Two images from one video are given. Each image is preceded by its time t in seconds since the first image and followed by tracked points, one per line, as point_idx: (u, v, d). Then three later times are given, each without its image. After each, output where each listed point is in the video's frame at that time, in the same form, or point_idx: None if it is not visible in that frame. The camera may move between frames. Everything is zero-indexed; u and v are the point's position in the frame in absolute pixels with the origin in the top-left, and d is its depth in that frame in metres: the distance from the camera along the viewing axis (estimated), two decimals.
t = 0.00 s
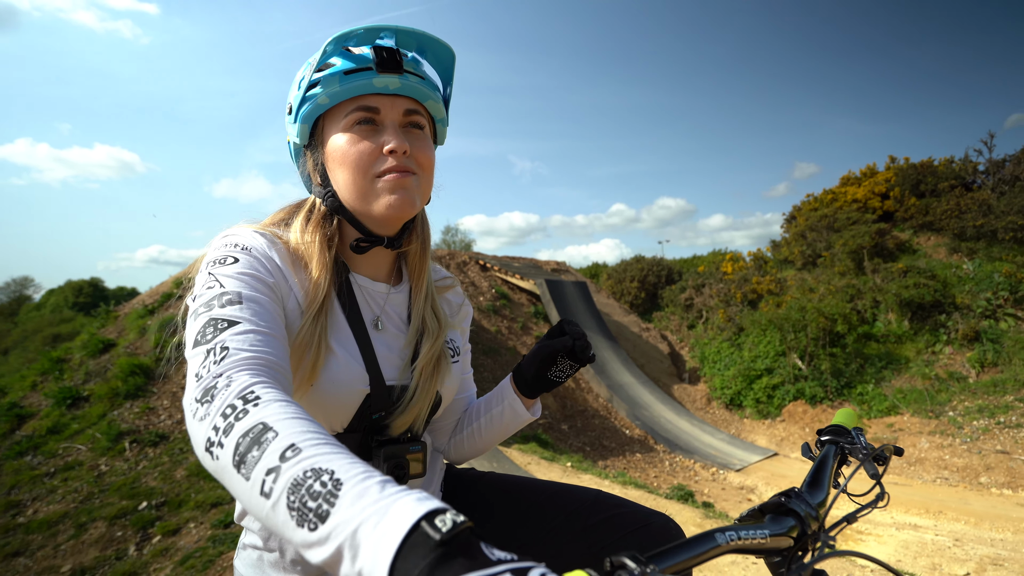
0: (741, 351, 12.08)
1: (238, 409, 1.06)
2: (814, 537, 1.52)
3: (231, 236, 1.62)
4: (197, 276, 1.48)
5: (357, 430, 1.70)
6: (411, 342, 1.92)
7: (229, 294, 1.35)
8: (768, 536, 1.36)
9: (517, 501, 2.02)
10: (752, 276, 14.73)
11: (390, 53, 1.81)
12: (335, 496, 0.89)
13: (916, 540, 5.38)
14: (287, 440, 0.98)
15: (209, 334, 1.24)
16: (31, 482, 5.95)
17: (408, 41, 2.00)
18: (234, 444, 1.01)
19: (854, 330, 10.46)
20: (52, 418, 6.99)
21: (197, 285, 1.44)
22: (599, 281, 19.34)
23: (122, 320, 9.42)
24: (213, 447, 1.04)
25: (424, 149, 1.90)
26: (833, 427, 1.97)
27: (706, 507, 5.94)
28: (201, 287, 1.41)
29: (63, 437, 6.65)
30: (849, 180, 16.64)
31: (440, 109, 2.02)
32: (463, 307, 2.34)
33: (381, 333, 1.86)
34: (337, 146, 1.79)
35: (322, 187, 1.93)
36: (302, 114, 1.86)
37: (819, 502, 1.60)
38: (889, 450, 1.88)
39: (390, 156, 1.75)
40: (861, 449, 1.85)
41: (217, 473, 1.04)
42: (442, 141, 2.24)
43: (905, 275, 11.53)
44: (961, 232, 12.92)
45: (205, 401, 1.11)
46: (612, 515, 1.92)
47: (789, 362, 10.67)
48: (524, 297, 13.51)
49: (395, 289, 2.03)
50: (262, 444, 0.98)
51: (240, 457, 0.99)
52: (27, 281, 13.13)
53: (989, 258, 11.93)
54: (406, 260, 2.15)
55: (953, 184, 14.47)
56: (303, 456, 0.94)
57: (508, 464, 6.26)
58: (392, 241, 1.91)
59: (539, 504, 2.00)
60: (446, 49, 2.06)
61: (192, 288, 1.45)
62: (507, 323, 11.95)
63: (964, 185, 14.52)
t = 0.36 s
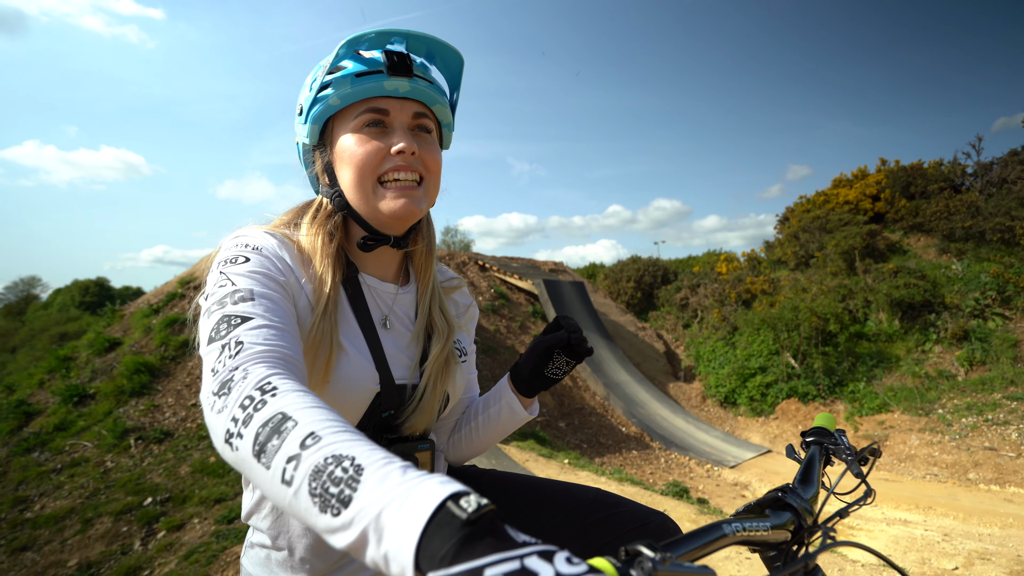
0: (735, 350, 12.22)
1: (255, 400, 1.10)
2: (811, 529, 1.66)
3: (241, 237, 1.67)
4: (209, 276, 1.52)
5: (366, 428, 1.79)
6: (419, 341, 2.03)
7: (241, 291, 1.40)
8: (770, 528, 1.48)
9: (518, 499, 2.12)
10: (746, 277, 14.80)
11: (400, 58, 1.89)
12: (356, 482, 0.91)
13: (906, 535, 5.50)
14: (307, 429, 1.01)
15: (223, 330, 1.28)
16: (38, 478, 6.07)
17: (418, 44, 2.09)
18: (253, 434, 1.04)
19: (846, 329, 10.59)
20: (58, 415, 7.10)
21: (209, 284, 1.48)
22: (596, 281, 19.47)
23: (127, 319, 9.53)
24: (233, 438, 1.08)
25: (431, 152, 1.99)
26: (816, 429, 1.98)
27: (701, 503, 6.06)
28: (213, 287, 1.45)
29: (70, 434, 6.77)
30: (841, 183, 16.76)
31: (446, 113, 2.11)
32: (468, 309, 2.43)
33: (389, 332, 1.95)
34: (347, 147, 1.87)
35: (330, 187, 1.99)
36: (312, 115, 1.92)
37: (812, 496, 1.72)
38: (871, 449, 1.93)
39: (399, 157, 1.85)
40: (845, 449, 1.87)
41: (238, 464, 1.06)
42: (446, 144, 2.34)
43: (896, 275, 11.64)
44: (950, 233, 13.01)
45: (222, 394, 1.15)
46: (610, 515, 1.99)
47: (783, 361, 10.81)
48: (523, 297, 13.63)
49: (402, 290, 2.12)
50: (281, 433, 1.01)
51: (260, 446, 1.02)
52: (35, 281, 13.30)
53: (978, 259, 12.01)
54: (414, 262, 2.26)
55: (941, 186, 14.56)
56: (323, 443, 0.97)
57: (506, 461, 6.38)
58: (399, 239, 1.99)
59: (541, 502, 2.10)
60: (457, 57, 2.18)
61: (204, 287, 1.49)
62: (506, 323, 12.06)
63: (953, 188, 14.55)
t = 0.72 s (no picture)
0: (727, 346, 12.44)
1: (267, 394, 1.07)
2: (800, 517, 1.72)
3: (245, 229, 1.69)
4: (215, 268, 1.51)
5: (364, 417, 1.82)
6: (418, 333, 2.06)
7: (247, 284, 1.39)
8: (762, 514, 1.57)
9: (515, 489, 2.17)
10: (738, 275, 14.97)
11: (403, 61, 1.95)
12: (369, 475, 0.90)
13: (891, 525, 5.69)
14: (319, 423, 0.99)
15: (232, 322, 1.27)
16: (44, 470, 6.20)
17: (419, 47, 2.17)
18: (266, 428, 1.02)
19: (834, 326, 10.80)
20: (64, 409, 7.22)
21: (216, 275, 1.47)
22: (591, 279, 19.67)
23: (131, 315, 9.64)
24: (244, 431, 1.06)
25: (431, 152, 2.06)
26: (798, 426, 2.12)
27: (692, 495, 6.22)
28: (220, 279, 1.43)
29: (75, 427, 6.89)
30: (830, 183, 16.96)
31: (445, 115, 2.19)
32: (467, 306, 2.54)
33: (389, 323, 1.99)
34: (349, 148, 1.90)
35: (332, 186, 2.03)
36: (315, 116, 1.95)
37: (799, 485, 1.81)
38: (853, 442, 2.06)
39: (402, 158, 1.90)
40: (825, 443, 2.00)
41: (249, 456, 1.04)
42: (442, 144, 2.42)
43: (882, 273, 11.86)
44: (935, 233, 13.12)
45: (233, 387, 1.13)
46: (606, 508, 2.01)
47: (772, 357, 11.05)
48: (519, 294, 13.78)
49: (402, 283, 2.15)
50: (294, 427, 0.99)
51: (273, 440, 1.00)
52: (40, 277, 13.45)
53: (961, 258, 12.17)
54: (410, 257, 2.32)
55: (927, 187, 14.81)
56: (336, 438, 0.96)
57: (503, 455, 6.52)
58: (399, 241, 2.05)
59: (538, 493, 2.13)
60: (457, 61, 2.28)
61: (211, 279, 1.47)
62: (503, 319, 12.20)
63: (938, 189, 14.88)
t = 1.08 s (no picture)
0: (719, 345, 12.57)
1: (278, 363, 1.16)
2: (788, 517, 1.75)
3: (262, 218, 1.77)
4: (231, 250, 1.59)
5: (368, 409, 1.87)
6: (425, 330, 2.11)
7: (263, 265, 1.48)
8: (748, 516, 1.59)
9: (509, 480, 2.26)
10: (729, 275, 15.06)
11: (414, 72, 2.03)
12: (363, 452, 0.96)
13: (878, 521, 5.80)
14: (324, 397, 1.06)
15: (247, 299, 1.35)
16: (44, 467, 6.26)
17: (428, 57, 2.26)
18: (272, 396, 1.10)
19: (823, 325, 10.94)
20: (64, 406, 7.29)
21: (231, 257, 1.55)
22: (585, 279, 19.77)
23: (131, 313, 9.69)
24: (252, 399, 1.13)
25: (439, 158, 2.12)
26: (788, 423, 2.15)
27: (684, 491, 6.33)
28: (236, 260, 1.51)
29: (75, 424, 6.95)
30: (820, 185, 17.07)
31: (452, 123, 2.28)
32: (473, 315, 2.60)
33: (395, 320, 2.03)
34: (361, 152, 1.98)
35: (342, 189, 2.08)
36: (328, 123, 2.03)
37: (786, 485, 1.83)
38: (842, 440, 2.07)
39: (412, 164, 1.96)
40: (815, 441, 2.03)
41: (252, 422, 1.12)
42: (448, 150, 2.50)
43: (871, 274, 12.00)
44: (922, 235, 13.15)
45: (247, 356, 1.21)
46: (595, 502, 2.11)
47: (763, 355, 11.21)
48: (515, 293, 13.89)
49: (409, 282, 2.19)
50: (300, 397, 1.07)
51: (277, 408, 1.08)
52: (39, 276, 13.49)
53: (948, 259, 12.30)
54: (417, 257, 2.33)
55: (915, 190, 14.90)
56: (338, 413, 1.02)
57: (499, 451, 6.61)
58: (408, 240, 2.11)
59: (531, 486, 2.23)
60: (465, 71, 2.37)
61: (226, 260, 1.56)
62: (499, 318, 12.30)
63: (925, 191, 15.03)
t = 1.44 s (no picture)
0: (715, 344, 12.71)
1: (296, 353, 1.26)
2: (786, 511, 1.69)
3: (276, 215, 1.86)
4: (247, 245, 1.69)
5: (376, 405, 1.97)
6: (431, 329, 2.15)
7: (279, 261, 1.58)
8: (747, 509, 1.54)
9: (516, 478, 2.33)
10: (726, 275, 15.13)
11: (425, 72, 2.10)
12: (378, 440, 1.04)
13: (871, 517, 5.89)
14: (340, 386, 1.16)
15: (264, 292, 1.45)
16: (52, 462, 6.38)
17: (438, 58, 2.35)
18: (291, 384, 1.20)
19: (818, 324, 11.12)
20: (71, 402, 7.42)
21: (247, 252, 1.65)
22: (584, 278, 19.88)
23: (138, 311, 9.80)
24: (271, 388, 1.22)
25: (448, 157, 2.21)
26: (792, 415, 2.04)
27: (681, 488, 6.44)
28: (252, 255, 1.62)
29: (82, 420, 7.08)
30: (815, 188, 17.13)
31: (461, 122, 2.36)
32: (501, 296, 2.54)
33: (404, 317, 2.10)
34: (372, 152, 2.07)
35: (354, 188, 2.18)
36: (340, 123, 2.12)
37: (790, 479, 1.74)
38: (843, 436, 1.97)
39: (423, 164, 2.06)
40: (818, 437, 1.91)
41: (270, 410, 1.22)
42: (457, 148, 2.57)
43: (865, 274, 12.10)
44: (915, 236, 13.31)
45: (266, 347, 1.30)
46: (601, 499, 2.21)
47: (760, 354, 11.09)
48: (515, 293, 14.01)
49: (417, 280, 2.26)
50: (318, 386, 1.17)
51: (296, 397, 1.18)
52: (47, 275, 13.68)
53: (940, 259, 12.37)
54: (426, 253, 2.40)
55: (908, 191, 15.07)
56: (353, 403, 1.11)
57: (498, 448, 6.70)
58: (418, 238, 2.21)
59: (537, 483, 2.30)
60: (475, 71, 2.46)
61: (243, 254, 1.66)
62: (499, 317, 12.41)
63: (918, 193, 15.16)
